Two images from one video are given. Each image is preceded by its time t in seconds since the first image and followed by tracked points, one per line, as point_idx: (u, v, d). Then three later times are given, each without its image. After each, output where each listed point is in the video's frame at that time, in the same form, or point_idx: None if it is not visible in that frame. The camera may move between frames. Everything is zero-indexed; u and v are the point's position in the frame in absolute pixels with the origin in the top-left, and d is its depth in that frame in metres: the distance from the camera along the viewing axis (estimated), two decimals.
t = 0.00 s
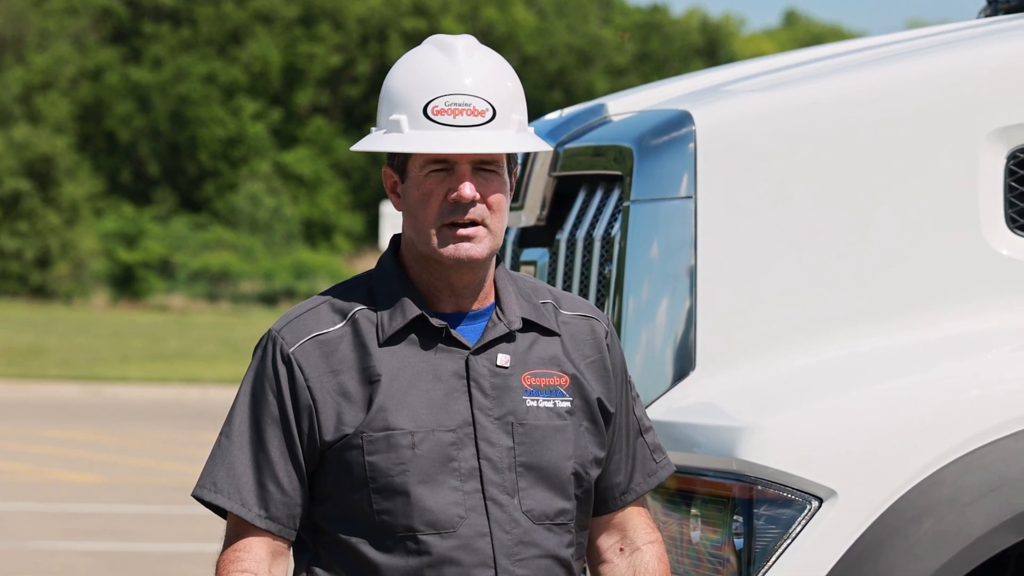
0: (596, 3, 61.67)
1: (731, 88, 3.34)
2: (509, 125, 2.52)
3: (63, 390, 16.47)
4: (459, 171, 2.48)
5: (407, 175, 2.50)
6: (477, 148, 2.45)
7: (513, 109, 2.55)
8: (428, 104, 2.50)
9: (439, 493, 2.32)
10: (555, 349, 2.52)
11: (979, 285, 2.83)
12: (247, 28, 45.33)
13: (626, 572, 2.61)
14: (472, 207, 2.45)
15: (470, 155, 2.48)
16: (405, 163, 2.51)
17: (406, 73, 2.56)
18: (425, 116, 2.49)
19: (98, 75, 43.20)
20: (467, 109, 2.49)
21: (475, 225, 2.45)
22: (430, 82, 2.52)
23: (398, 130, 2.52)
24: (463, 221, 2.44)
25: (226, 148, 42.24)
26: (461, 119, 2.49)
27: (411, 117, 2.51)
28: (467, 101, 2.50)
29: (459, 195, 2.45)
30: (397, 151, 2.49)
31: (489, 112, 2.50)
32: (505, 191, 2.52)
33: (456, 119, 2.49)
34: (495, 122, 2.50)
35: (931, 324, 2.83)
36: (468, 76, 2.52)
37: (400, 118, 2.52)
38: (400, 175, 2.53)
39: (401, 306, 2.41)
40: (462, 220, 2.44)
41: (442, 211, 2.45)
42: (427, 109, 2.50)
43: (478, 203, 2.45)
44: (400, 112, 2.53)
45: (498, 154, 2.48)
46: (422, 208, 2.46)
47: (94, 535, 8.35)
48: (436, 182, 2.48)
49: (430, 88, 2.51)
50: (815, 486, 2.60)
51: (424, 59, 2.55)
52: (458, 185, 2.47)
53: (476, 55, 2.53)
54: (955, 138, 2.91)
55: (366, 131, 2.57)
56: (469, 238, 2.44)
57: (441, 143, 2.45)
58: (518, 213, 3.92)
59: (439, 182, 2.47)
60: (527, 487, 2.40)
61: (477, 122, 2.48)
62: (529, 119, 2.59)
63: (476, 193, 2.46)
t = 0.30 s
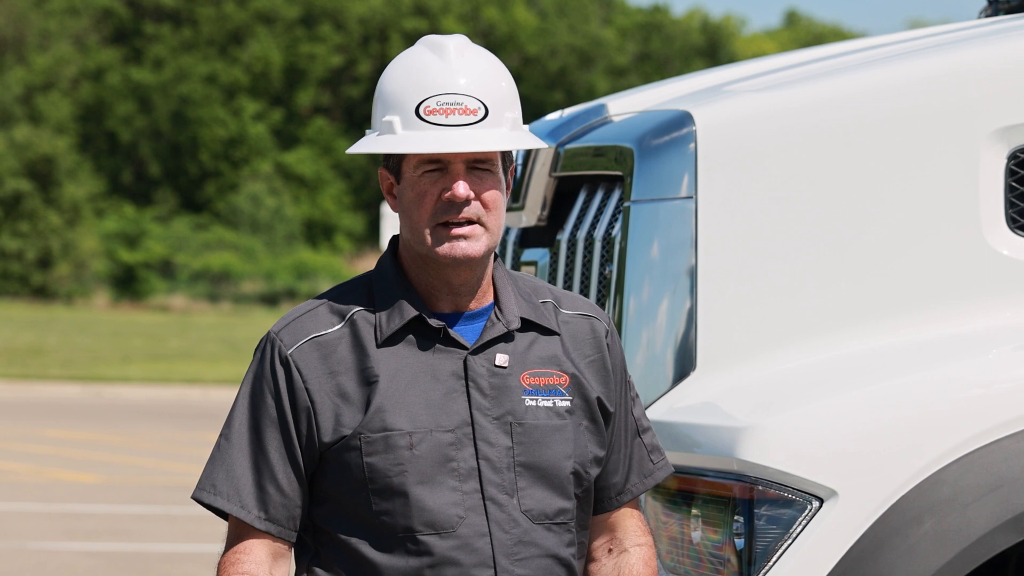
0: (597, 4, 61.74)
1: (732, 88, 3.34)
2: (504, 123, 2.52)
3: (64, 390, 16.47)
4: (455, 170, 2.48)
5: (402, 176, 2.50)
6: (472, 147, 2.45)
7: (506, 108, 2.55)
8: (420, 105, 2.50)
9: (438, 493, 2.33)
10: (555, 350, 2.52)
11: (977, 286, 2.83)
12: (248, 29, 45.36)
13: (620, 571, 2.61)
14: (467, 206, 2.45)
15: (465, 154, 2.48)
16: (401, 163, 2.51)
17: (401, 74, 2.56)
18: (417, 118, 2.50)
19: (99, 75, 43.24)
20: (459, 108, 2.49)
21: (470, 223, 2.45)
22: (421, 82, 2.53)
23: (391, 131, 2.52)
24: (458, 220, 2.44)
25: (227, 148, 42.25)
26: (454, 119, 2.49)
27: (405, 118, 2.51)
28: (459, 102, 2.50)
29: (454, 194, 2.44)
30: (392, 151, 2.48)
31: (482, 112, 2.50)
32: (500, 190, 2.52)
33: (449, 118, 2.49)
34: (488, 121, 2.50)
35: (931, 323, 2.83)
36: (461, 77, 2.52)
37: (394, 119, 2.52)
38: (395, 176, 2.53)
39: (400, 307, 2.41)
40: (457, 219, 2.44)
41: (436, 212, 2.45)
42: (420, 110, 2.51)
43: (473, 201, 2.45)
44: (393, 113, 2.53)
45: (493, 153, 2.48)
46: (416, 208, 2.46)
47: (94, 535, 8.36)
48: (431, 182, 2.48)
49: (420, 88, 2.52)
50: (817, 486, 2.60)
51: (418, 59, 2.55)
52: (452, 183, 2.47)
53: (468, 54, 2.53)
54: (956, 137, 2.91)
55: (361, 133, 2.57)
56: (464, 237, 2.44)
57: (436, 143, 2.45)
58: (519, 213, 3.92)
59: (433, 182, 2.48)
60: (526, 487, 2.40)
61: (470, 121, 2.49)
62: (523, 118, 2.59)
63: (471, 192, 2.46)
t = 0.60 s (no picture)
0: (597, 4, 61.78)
1: (733, 88, 3.34)
2: (505, 124, 2.52)
3: (65, 390, 16.50)
4: (456, 170, 2.48)
5: (404, 176, 2.50)
6: (475, 147, 2.45)
7: (509, 108, 2.55)
8: (423, 105, 2.50)
9: (438, 495, 2.33)
10: (556, 350, 2.52)
11: (979, 287, 2.83)
12: (250, 29, 45.38)
13: (620, 572, 2.61)
14: (469, 207, 2.44)
15: (468, 154, 2.47)
16: (403, 163, 2.51)
17: (404, 73, 2.56)
18: (420, 117, 2.50)
19: (100, 76, 43.29)
20: (462, 107, 2.49)
21: (473, 222, 2.45)
22: (425, 83, 2.53)
23: (394, 131, 2.52)
24: (460, 220, 2.44)
25: (229, 148, 42.25)
26: (457, 119, 2.49)
27: (408, 118, 2.51)
28: (462, 102, 2.50)
29: (456, 194, 2.44)
30: (395, 151, 2.49)
31: (484, 112, 2.50)
32: (502, 190, 2.53)
33: (451, 118, 2.49)
34: (491, 120, 2.49)
35: (933, 322, 2.83)
36: (464, 76, 2.52)
37: (395, 120, 2.52)
38: (398, 175, 2.53)
39: (401, 307, 2.41)
40: (459, 219, 2.44)
41: (438, 212, 2.45)
42: (424, 109, 2.51)
43: (475, 202, 2.45)
44: (396, 113, 2.53)
45: (495, 153, 2.48)
46: (419, 207, 2.46)
47: (95, 535, 8.37)
48: (433, 182, 2.48)
49: (424, 88, 2.52)
50: (818, 486, 2.60)
51: (420, 59, 2.55)
52: (455, 183, 2.47)
53: (470, 54, 2.53)
54: (958, 136, 2.91)
55: (363, 134, 2.57)
56: (467, 237, 2.43)
57: (439, 143, 2.45)
58: (521, 213, 3.92)
59: (436, 182, 2.47)
60: (527, 488, 2.40)
61: (473, 121, 2.48)
62: (526, 118, 2.59)
63: (473, 191, 2.46)
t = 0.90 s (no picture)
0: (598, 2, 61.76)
1: (732, 86, 3.33)
2: (508, 122, 2.52)
3: (66, 389, 16.50)
4: (459, 167, 2.48)
5: (406, 172, 2.50)
6: (479, 145, 2.45)
7: (511, 107, 2.55)
8: (427, 102, 2.50)
9: (440, 492, 2.33)
10: (555, 348, 2.52)
11: (979, 285, 2.83)
12: (251, 27, 45.38)
13: (620, 570, 2.61)
14: (472, 204, 2.45)
15: (471, 152, 2.48)
16: (405, 160, 2.51)
17: (406, 72, 2.55)
18: (424, 114, 2.49)
19: (101, 74, 43.29)
20: (465, 106, 2.49)
21: (474, 221, 2.45)
22: (428, 80, 2.52)
23: (397, 127, 2.51)
24: (462, 218, 2.44)
25: (230, 146, 42.24)
26: (460, 116, 2.49)
27: (410, 115, 2.51)
28: (466, 99, 2.50)
29: (459, 191, 2.45)
30: (398, 148, 2.48)
31: (488, 109, 2.50)
32: (504, 188, 2.52)
33: (454, 116, 2.49)
34: (494, 118, 2.49)
35: (931, 322, 2.83)
36: (467, 75, 2.52)
37: (398, 116, 2.52)
38: (399, 172, 2.53)
39: (401, 305, 2.41)
40: (462, 217, 2.44)
41: (440, 209, 2.45)
42: (427, 106, 2.50)
43: (478, 200, 2.45)
44: (398, 110, 2.53)
45: (497, 152, 2.48)
46: (420, 206, 2.46)
47: (97, 534, 8.36)
48: (436, 180, 2.48)
49: (428, 85, 2.52)
50: (819, 484, 2.60)
51: (423, 57, 2.55)
52: (458, 181, 2.47)
53: (474, 53, 2.54)
54: (957, 133, 2.91)
55: (365, 131, 2.56)
56: (469, 235, 2.44)
57: (443, 140, 2.45)
58: (521, 212, 3.93)
59: (439, 180, 2.47)
60: (528, 485, 2.40)
61: (476, 118, 2.48)
62: (528, 117, 2.58)
63: (476, 189, 2.46)
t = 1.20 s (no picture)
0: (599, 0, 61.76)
1: (733, 84, 3.33)
2: (510, 120, 2.52)
3: (68, 387, 16.51)
4: (462, 164, 2.48)
5: (407, 170, 2.50)
6: (481, 142, 2.45)
7: (512, 105, 2.54)
8: (429, 100, 2.50)
9: (440, 490, 2.33)
10: (555, 346, 2.52)
11: (977, 283, 2.84)
12: (251, 26, 45.39)
13: (620, 569, 2.61)
14: (474, 201, 2.45)
15: (474, 150, 2.47)
16: (407, 157, 2.50)
17: (407, 70, 2.55)
18: (426, 111, 2.49)
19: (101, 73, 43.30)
20: (468, 103, 2.49)
21: (476, 218, 2.45)
22: (430, 77, 2.52)
23: (399, 124, 2.51)
24: (464, 215, 2.45)
25: (231, 145, 42.26)
26: (463, 113, 2.49)
27: (413, 111, 2.51)
28: (469, 96, 2.50)
29: (461, 188, 2.45)
30: (399, 146, 2.48)
31: (490, 107, 2.49)
32: (505, 186, 2.52)
33: (457, 113, 2.49)
34: (496, 116, 2.49)
35: (931, 319, 2.83)
36: (469, 73, 2.52)
37: (401, 113, 2.51)
38: (401, 170, 2.52)
39: (402, 302, 2.41)
40: (463, 214, 2.44)
41: (442, 205, 2.45)
42: (429, 104, 2.50)
43: (480, 197, 2.45)
44: (400, 107, 2.52)
45: (499, 149, 2.49)
46: (422, 202, 2.46)
47: (98, 534, 8.35)
48: (438, 176, 2.47)
49: (430, 82, 2.52)
50: (819, 482, 2.60)
51: (425, 54, 2.55)
52: (460, 178, 2.47)
53: (476, 51, 2.54)
54: (957, 130, 2.91)
55: (366, 128, 2.56)
56: (470, 232, 2.44)
57: (445, 138, 2.45)
58: (521, 210, 3.93)
59: (440, 177, 2.48)
60: (528, 483, 2.40)
61: (478, 116, 2.48)
62: (529, 115, 2.58)
63: (477, 186, 2.46)
